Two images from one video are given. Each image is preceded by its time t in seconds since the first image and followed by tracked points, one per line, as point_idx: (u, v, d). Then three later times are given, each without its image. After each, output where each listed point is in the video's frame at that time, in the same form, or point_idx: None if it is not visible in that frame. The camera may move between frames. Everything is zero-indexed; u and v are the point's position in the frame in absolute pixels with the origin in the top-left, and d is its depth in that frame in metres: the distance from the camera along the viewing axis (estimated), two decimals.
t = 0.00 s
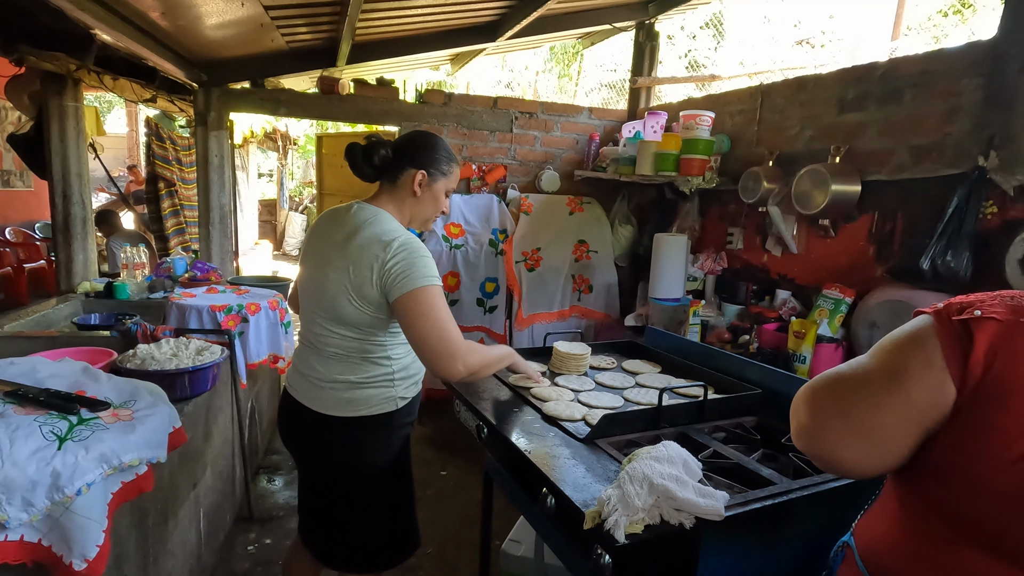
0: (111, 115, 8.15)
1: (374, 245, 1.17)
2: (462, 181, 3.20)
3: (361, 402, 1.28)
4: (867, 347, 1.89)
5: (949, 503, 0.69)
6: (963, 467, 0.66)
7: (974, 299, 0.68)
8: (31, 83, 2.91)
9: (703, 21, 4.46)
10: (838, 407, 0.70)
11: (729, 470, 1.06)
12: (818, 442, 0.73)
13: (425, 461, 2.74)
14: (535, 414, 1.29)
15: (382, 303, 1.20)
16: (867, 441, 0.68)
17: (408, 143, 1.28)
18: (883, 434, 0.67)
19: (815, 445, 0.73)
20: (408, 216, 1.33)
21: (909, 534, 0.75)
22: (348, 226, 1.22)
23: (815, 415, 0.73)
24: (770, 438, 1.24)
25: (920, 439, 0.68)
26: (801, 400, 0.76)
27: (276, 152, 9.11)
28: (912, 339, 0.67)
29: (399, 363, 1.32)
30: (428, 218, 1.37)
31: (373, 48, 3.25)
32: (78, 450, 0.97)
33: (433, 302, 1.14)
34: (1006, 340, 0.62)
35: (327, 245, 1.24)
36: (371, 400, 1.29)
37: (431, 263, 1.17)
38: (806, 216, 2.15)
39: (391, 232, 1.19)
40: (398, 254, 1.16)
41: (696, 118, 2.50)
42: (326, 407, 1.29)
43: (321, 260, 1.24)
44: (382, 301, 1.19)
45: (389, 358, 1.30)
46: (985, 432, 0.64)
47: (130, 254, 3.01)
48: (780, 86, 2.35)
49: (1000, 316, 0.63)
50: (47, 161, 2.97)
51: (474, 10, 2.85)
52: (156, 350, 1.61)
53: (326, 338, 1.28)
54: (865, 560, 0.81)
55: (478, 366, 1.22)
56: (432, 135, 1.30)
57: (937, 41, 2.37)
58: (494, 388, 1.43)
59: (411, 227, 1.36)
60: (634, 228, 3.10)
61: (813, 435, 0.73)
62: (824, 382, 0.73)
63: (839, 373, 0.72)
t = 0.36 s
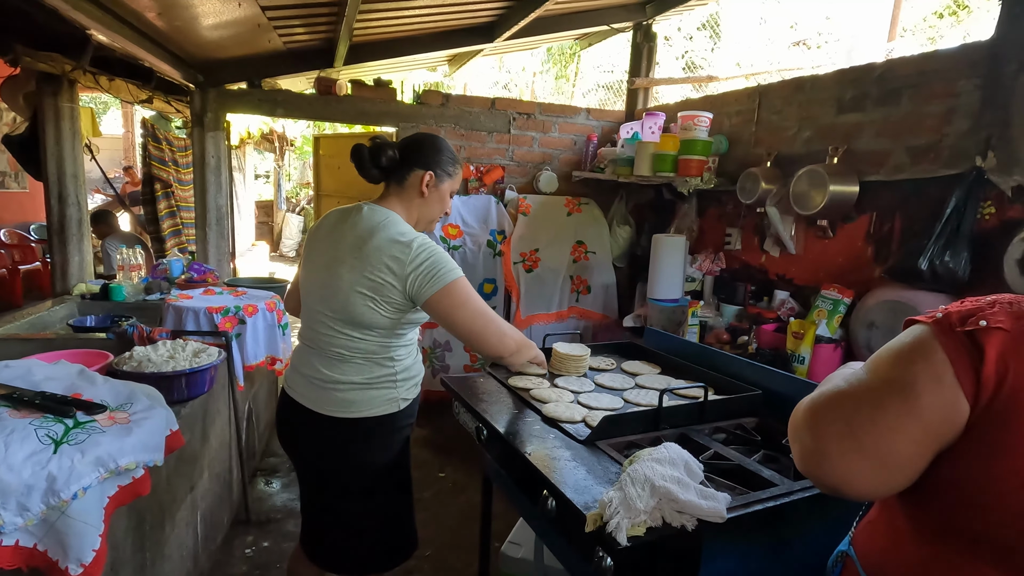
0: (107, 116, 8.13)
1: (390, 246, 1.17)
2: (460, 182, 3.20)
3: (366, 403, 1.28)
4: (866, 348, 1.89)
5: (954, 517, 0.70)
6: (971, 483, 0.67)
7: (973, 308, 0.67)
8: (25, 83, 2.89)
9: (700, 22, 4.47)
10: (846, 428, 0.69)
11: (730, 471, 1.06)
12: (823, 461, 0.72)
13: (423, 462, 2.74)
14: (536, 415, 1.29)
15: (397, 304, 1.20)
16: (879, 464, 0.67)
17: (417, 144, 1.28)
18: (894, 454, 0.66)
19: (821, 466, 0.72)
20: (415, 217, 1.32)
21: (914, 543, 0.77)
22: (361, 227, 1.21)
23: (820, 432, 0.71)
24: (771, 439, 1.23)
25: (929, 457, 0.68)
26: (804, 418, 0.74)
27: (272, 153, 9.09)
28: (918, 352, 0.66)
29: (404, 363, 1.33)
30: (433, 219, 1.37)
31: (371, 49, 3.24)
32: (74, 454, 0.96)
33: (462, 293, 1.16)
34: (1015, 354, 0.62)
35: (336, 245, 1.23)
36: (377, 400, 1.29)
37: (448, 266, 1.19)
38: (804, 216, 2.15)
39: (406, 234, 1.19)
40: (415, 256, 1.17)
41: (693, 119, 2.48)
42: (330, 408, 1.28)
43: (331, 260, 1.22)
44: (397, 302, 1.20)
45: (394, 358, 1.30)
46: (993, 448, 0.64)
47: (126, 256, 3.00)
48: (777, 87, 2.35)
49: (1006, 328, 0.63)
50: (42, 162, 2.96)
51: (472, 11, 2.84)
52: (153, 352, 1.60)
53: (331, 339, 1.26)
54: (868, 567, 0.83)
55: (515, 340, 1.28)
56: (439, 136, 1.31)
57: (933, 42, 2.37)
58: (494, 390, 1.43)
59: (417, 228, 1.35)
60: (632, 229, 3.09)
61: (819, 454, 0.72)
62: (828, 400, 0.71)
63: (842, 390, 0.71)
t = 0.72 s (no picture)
0: (103, 116, 8.09)
1: (389, 248, 1.17)
2: (457, 183, 3.20)
3: (370, 404, 1.28)
4: (862, 348, 1.89)
5: (935, 519, 0.71)
6: (951, 487, 0.68)
7: (953, 314, 0.68)
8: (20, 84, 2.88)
9: (697, 22, 4.47)
10: (829, 437, 0.70)
11: (727, 473, 1.06)
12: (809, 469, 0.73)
13: (421, 464, 2.73)
14: (532, 417, 1.29)
15: (397, 306, 1.20)
16: (863, 470, 0.68)
17: (412, 144, 1.28)
18: (876, 460, 0.67)
19: (806, 472, 0.73)
20: (412, 217, 1.32)
21: (897, 544, 0.78)
22: (358, 229, 1.21)
23: (806, 441, 0.73)
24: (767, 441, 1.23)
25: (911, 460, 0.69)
26: (789, 423, 0.75)
27: (270, 154, 9.07)
28: (897, 358, 0.67)
29: (406, 364, 1.33)
30: (429, 219, 1.37)
31: (367, 50, 3.24)
32: (69, 457, 0.96)
33: (456, 295, 1.17)
34: (993, 359, 0.63)
35: (336, 248, 1.23)
36: (381, 401, 1.28)
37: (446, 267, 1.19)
38: (801, 217, 2.15)
39: (404, 235, 1.20)
40: (415, 257, 1.17)
41: (691, 119, 2.48)
42: (334, 410, 1.27)
43: (330, 263, 1.22)
44: (398, 303, 1.20)
45: (396, 359, 1.30)
46: (971, 454, 0.65)
47: (122, 258, 2.99)
48: (774, 88, 2.35)
49: (984, 334, 0.64)
50: (37, 163, 2.94)
51: (468, 12, 2.84)
52: (149, 354, 1.59)
53: (333, 341, 1.26)
54: (852, 568, 0.84)
55: (507, 350, 1.27)
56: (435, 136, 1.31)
57: (929, 43, 2.38)
58: (490, 391, 1.43)
59: (414, 228, 1.35)
60: (630, 229, 3.10)
61: (804, 462, 0.73)
62: (813, 406, 0.72)
63: (825, 396, 0.72)
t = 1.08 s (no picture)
0: (107, 119, 8.12)
1: (381, 252, 1.16)
2: (460, 185, 3.20)
3: (369, 407, 1.28)
4: (867, 349, 1.89)
5: (932, 522, 0.72)
6: (948, 489, 0.68)
7: (955, 316, 0.68)
8: (25, 88, 2.89)
9: (699, 22, 4.47)
10: (828, 436, 0.71)
11: (733, 476, 1.06)
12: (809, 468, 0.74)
13: (425, 466, 2.73)
14: (537, 419, 1.29)
15: (391, 310, 1.19)
16: (859, 469, 0.68)
17: (408, 147, 1.27)
18: (874, 460, 0.68)
19: (805, 471, 0.74)
20: (410, 220, 1.32)
21: (896, 547, 0.78)
22: (354, 234, 1.21)
23: (805, 441, 0.74)
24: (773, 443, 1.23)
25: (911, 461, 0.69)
26: (790, 424, 0.76)
27: (272, 156, 9.09)
28: (896, 359, 0.68)
29: (407, 367, 1.32)
30: (428, 222, 1.36)
31: (370, 52, 3.24)
32: (77, 461, 0.96)
33: (443, 317, 1.15)
34: (991, 360, 0.63)
35: (333, 253, 1.23)
36: (380, 405, 1.28)
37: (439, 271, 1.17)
38: (805, 218, 2.15)
39: (399, 239, 1.19)
40: (407, 262, 1.16)
41: (693, 121, 2.48)
42: (334, 413, 1.28)
43: (326, 268, 1.23)
44: (391, 308, 1.19)
45: (396, 362, 1.29)
46: (968, 454, 0.65)
47: (127, 260, 3.00)
48: (777, 89, 2.35)
49: (982, 335, 0.64)
50: (42, 166, 2.95)
51: (471, 14, 2.85)
52: (155, 357, 1.60)
53: (332, 345, 1.27)
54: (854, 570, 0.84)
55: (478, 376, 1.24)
56: (432, 137, 1.30)
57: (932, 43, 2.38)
58: (494, 393, 1.43)
59: (413, 231, 1.35)
60: (633, 230, 3.10)
61: (804, 461, 0.74)
62: (812, 406, 0.73)
63: (825, 396, 0.73)
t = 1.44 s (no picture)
0: (111, 120, 8.12)
1: (350, 253, 1.11)
2: (462, 184, 3.17)
3: (350, 411, 1.24)
4: (877, 352, 1.84)
5: (951, 533, 0.68)
6: (966, 497, 0.64)
7: (976, 314, 0.65)
8: (24, 89, 2.88)
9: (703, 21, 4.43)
10: (840, 439, 0.67)
11: (742, 485, 1.02)
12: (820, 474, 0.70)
13: (426, 469, 2.70)
14: (538, 425, 1.25)
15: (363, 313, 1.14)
16: (872, 474, 0.65)
17: (386, 144, 1.24)
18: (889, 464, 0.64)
19: (816, 477, 0.70)
20: (390, 218, 1.28)
21: (912, 560, 0.74)
22: (330, 233, 1.17)
23: (815, 445, 0.70)
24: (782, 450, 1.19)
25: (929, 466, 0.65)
26: (801, 428, 0.73)
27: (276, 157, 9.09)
28: (913, 359, 0.64)
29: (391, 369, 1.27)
30: (410, 220, 1.32)
31: (371, 51, 3.21)
32: (60, 469, 0.93)
33: (408, 321, 1.07)
34: (1014, 358, 0.59)
35: (311, 253, 1.20)
36: (360, 409, 1.24)
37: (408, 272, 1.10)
38: (812, 217, 2.10)
39: (371, 238, 1.13)
40: (374, 263, 1.10)
41: (699, 119, 2.46)
42: (319, 416, 1.26)
43: (305, 269, 1.21)
44: (361, 311, 1.13)
45: (378, 365, 1.24)
46: (989, 459, 0.62)
47: (126, 261, 2.98)
48: (783, 86, 2.31)
49: (1005, 333, 0.60)
50: (42, 168, 2.94)
51: (472, 12, 2.81)
52: (149, 360, 1.57)
53: (314, 346, 1.25)
54: None
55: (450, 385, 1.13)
56: (410, 133, 1.25)
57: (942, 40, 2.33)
58: (495, 397, 1.39)
59: (394, 230, 1.31)
60: (637, 230, 3.07)
61: (814, 465, 0.70)
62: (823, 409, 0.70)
63: (837, 399, 0.69)
